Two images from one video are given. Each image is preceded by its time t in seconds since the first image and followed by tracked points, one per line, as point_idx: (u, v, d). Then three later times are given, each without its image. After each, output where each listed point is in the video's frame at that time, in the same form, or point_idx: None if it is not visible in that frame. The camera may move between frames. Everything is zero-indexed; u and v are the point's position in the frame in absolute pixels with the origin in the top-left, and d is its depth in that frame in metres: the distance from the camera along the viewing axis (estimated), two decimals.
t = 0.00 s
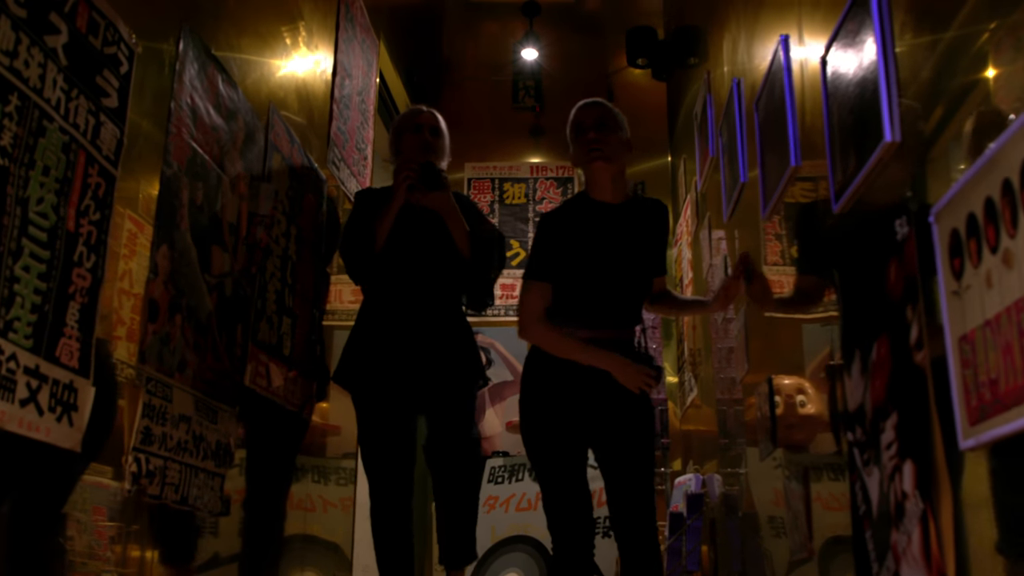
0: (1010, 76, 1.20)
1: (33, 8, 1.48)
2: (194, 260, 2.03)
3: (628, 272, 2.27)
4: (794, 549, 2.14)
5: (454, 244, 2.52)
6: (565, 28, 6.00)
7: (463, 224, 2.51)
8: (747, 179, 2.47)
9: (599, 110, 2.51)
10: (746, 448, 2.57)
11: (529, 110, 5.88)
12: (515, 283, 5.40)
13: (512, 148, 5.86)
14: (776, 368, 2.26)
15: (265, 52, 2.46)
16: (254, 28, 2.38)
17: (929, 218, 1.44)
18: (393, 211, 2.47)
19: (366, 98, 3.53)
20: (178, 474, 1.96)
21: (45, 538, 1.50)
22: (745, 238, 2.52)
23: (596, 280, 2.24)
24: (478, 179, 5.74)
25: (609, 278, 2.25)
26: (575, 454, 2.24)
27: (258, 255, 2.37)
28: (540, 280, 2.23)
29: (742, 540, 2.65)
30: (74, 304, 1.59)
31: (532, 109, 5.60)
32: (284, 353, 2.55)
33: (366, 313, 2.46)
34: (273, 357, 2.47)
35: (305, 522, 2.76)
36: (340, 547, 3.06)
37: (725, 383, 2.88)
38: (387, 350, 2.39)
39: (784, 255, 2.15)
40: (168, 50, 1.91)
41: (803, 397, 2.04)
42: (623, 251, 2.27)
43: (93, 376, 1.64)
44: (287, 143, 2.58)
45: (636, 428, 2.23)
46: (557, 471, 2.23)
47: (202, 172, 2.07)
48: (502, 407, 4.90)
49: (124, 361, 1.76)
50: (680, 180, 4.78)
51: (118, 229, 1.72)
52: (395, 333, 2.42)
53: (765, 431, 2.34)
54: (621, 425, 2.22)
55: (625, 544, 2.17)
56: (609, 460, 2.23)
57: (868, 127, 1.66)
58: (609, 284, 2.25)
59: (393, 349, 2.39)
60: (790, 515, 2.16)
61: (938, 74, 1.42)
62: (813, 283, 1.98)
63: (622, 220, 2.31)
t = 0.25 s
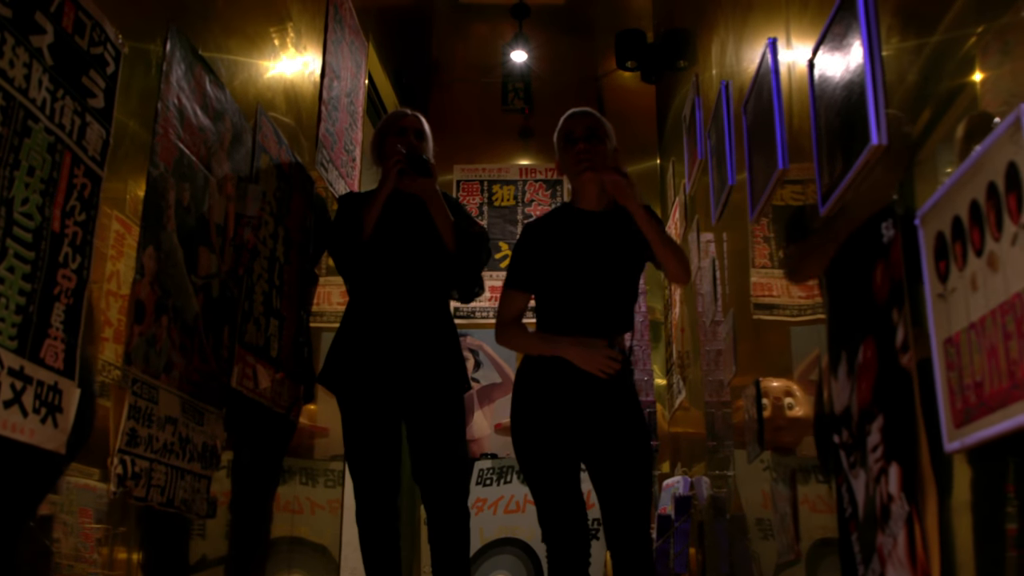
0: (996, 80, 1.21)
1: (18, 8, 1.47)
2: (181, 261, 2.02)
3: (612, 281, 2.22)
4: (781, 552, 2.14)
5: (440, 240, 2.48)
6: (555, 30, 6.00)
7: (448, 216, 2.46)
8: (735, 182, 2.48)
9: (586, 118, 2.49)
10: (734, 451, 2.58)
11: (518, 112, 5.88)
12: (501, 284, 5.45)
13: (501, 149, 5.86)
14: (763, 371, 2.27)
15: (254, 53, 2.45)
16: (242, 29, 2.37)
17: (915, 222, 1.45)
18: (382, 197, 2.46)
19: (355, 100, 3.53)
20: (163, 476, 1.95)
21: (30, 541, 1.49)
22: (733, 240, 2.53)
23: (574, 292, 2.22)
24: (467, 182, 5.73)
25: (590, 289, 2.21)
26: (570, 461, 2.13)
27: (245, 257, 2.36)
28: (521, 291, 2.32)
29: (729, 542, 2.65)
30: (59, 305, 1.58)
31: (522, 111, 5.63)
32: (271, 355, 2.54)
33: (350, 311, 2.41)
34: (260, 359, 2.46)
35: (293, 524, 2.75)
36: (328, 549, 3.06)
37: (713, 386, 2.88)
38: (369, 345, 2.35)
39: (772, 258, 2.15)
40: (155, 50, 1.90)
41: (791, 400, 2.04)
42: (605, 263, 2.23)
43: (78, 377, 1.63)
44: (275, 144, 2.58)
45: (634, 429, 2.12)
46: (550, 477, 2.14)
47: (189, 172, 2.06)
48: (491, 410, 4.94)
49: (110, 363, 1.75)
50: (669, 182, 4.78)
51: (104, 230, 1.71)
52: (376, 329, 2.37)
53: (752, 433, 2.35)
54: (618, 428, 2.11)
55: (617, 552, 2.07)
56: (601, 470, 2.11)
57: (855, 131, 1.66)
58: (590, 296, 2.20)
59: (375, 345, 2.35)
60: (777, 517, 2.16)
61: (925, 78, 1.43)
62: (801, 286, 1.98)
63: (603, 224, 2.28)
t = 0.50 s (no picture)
0: (982, 83, 1.21)
1: (3, 7, 1.46)
2: (168, 262, 2.01)
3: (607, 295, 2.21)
4: (769, 553, 2.15)
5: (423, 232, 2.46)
6: (546, 31, 5.98)
7: (431, 198, 2.44)
8: (724, 184, 2.48)
9: (573, 138, 2.41)
10: (722, 453, 2.58)
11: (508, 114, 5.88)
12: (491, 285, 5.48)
13: (490, 152, 5.86)
14: (751, 373, 2.27)
15: (242, 54, 2.45)
16: (230, 31, 2.37)
17: (901, 223, 1.45)
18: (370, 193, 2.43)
19: (344, 101, 3.52)
20: (150, 478, 1.94)
21: (17, 543, 1.49)
22: (721, 242, 2.54)
23: (564, 313, 2.21)
24: (456, 184, 5.73)
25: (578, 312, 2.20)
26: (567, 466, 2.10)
27: (233, 258, 2.36)
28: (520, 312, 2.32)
29: (718, 544, 2.66)
30: (44, 306, 1.57)
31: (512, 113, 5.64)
32: (259, 357, 2.54)
33: (336, 312, 2.39)
34: (248, 360, 2.45)
35: (280, 527, 2.75)
36: (316, 551, 3.05)
37: (702, 388, 2.88)
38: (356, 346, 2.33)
39: (761, 260, 2.15)
40: (142, 51, 1.90)
41: (780, 402, 2.04)
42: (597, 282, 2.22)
43: (63, 379, 1.63)
44: (263, 145, 2.57)
45: (633, 441, 2.08)
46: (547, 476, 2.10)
47: (177, 174, 2.06)
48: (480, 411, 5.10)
49: (96, 365, 1.74)
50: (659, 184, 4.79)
51: (90, 231, 1.71)
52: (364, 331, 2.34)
53: (741, 435, 2.36)
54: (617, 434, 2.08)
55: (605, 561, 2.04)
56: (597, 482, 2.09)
57: (841, 133, 1.67)
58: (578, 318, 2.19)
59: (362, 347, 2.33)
60: (765, 519, 2.16)
61: (911, 81, 1.43)
62: (789, 288, 1.97)
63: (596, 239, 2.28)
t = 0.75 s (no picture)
0: (968, 87, 1.21)
1: None
2: (154, 264, 2.01)
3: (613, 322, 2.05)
4: (756, 555, 2.15)
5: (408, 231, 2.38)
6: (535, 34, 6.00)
7: (416, 198, 2.37)
8: (712, 187, 2.48)
9: (582, 164, 2.20)
10: (711, 455, 2.59)
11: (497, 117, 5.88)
12: (479, 288, 5.48)
13: (480, 155, 5.86)
14: (739, 376, 2.26)
15: (230, 56, 2.46)
16: (218, 33, 2.38)
17: (886, 226, 1.45)
18: (359, 189, 2.40)
19: (333, 104, 3.52)
20: (136, 481, 1.93)
21: (3, 547, 1.49)
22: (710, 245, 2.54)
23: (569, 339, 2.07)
24: (446, 186, 5.72)
25: (580, 349, 2.03)
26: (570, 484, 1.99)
27: (220, 261, 2.35)
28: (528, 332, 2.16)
29: (706, 546, 2.66)
30: (29, 309, 1.56)
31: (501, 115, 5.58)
32: (246, 360, 2.53)
33: (323, 314, 2.35)
34: (234, 363, 2.44)
35: (268, 530, 2.75)
36: (304, 554, 3.05)
37: (690, 391, 2.89)
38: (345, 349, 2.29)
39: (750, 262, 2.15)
40: (128, 53, 1.89)
41: (768, 404, 2.04)
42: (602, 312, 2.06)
43: (48, 382, 1.62)
44: (251, 148, 2.57)
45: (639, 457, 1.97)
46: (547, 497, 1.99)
47: (163, 176, 2.05)
48: (468, 414, 5.12)
49: (81, 367, 1.74)
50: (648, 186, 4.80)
51: (75, 234, 1.70)
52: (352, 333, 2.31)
53: (728, 436, 2.36)
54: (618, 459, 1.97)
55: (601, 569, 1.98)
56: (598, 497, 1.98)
57: (826, 136, 1.67)
58: (580, 355, 2.03)
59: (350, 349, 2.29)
60: (753, 522, 2.16)
61: (898, 84, 1.44)
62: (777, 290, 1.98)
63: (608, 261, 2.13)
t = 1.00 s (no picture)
0: (955, 89, 1.21)
1: None
2: (140, 265, 2.00)
3: (620, 325, 2.06)
4: (744, 556, 2.15)
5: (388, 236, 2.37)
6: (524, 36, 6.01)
7: (401, 209, 2.37)
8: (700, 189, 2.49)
9: (602, 161, 2.20)
10: (699, 457, 2.59)
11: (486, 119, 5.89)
12: (468, 290, 5.49)
13: (470, 156, 5.87)
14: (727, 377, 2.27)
15: (218, 57, 2.46)
16: (206, 34, 2.38)
17: (871, 228, 1.46)
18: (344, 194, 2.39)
19: (321, 105, 3.52)
20: (122, 482, 1.93)
21: None
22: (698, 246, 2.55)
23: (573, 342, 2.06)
24: (435, 188, 5.73)
25: (585, 347, 2.03)
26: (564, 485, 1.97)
27: (207, 262, 2.35)
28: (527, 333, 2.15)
29: (694, 548, 2.66)
30: (13, 311, 1.55)
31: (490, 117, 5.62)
32: (234, 362, 2.52)
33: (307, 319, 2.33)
34: (222, 365, 2.43)
35: (257, 532, 2.74)
36: (293, 557, 3.04)
37: (679, 392, 2.89)
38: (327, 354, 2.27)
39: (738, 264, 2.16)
40: (114, 53, 1.89)
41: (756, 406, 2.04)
42: (613, 315, 2.06)
43: (33, 383, 1.61)
44: (238, 149, 2.57)
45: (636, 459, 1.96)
46: (539, 500, 1.96)
47: (150, 177, 2.05)
48: (457, 417, 5.14)
49: (67, 368, 1.73)
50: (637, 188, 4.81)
51: (60, 234, 1.69)
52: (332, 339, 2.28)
53: (716, 437, 2.36)
54: (613, 460, 1.95)
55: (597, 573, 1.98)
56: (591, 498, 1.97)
57: (812, 138, 1.68)
58: (584, 353, 2.03)
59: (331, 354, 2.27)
60: (741, 523, 2.17)
61: (884, 86, 1.44)
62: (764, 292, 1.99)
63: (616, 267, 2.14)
